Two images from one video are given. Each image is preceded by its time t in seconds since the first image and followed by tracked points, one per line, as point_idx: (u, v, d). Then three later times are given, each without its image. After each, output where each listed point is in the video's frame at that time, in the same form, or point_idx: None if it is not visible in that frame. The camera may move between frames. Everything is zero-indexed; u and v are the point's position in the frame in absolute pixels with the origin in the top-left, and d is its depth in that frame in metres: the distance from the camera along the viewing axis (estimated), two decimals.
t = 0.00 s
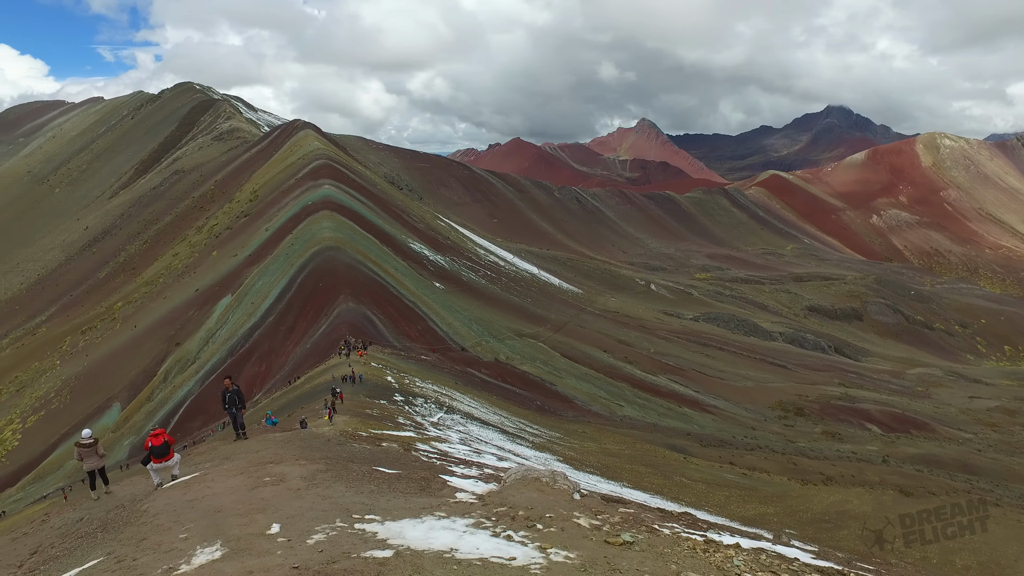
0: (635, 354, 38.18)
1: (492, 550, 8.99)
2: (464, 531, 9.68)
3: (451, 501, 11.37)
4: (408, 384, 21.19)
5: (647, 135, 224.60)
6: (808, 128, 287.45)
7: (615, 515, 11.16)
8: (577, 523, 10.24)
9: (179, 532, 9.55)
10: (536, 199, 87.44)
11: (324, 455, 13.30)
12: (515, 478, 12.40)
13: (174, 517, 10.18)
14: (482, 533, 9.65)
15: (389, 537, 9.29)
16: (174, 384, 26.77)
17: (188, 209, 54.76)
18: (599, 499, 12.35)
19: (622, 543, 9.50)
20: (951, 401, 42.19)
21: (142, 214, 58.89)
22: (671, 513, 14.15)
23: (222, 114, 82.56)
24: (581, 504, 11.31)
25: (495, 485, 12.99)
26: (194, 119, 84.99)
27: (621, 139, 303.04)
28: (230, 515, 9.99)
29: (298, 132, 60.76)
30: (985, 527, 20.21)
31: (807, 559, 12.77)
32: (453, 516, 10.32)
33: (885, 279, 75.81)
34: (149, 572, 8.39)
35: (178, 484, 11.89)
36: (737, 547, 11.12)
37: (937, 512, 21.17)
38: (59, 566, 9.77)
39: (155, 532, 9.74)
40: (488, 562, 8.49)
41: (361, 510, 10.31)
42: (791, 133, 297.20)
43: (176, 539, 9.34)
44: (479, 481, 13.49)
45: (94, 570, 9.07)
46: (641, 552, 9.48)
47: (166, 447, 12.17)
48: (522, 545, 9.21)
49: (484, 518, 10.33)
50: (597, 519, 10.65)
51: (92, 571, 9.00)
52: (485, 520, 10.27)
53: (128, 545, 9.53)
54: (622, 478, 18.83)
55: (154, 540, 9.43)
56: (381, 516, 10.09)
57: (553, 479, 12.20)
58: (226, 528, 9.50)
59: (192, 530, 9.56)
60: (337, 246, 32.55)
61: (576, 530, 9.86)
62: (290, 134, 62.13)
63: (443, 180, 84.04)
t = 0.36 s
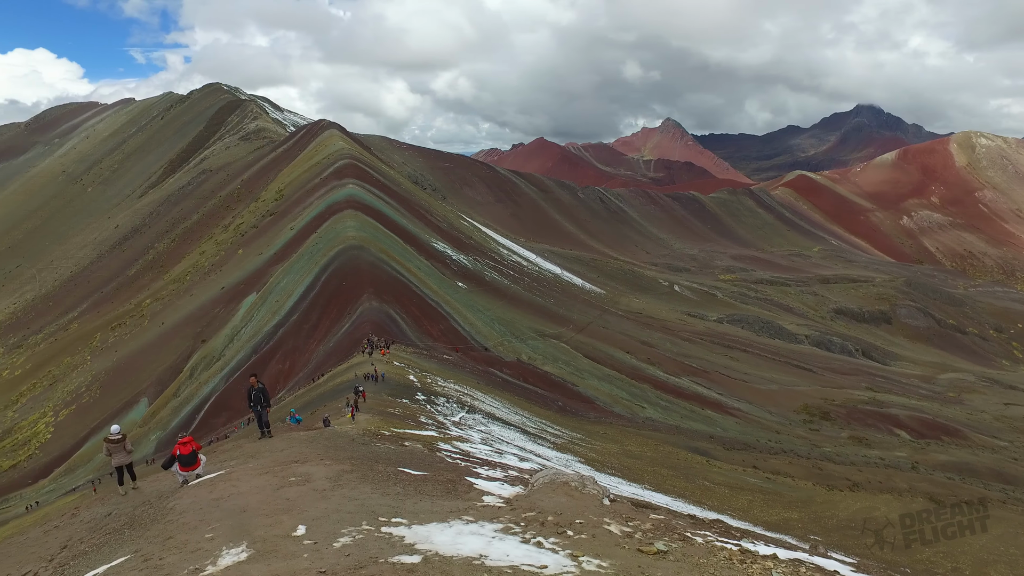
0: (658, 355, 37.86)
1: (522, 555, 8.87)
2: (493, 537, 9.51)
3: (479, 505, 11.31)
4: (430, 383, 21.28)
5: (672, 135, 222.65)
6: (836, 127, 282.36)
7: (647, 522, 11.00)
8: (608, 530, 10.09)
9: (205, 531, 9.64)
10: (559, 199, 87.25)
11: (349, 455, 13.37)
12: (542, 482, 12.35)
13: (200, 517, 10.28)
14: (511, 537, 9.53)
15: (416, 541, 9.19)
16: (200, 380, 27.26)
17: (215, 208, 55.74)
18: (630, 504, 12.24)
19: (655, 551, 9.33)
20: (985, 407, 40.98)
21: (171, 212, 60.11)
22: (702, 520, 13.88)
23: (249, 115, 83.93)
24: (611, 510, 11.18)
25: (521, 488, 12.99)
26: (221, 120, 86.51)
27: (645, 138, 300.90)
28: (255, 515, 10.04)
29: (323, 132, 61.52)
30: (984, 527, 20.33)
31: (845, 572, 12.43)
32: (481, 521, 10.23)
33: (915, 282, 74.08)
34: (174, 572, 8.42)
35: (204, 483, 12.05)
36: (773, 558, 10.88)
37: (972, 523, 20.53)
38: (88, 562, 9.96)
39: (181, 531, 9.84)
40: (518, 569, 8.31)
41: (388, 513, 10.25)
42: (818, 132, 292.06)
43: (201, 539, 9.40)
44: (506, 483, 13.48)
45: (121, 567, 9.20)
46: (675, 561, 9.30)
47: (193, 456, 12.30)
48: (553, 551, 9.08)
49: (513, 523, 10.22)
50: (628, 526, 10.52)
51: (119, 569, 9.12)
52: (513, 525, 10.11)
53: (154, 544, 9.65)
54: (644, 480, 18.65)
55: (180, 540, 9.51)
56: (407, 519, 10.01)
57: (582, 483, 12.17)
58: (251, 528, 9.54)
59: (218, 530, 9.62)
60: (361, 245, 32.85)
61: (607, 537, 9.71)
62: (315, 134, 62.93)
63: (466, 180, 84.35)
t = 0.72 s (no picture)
0: (668, 356, 37.71)
1: (541, 559, 8.80)
2: (510, 541, 9.46)
3: (495, 508, 11.26)
4: (440, 383, 21.30)
5: (683, 135, 221.86)
6: (849, 127, 279.88)
7: (665, 527, 10.94)
8: (627, 535, 10.04)
9: (217, 533, 9.68)
10: (569, 198, 87.12)
11: (361, 455, 13.38)
12: (558, 485, 12.33)
13: (212, 517, 10.33)
14: (527, 542, 9.48)
15: (432, 545, 9.14)
16: (210, 378, 27.46)
17: (226, 207, 56.13)
18: (647, 508, 12.19)
19: (676, 558, 9.25)
20: (1001, 411, 40.40)
21: (183, 211, 60.59)
22: (720, 524, 13.75)
23: (260, 114, 84.51)
24: (629, 514, 11.13)
25: (535, 490, 12.95)
26: (233, 120, 87.18)
27: (656, 138, 300.37)
28: (268, 517, 10.05)
29: (334, 131, 61.88)
30: (984, 527, 20.36)
31: None
32: (497, 525, 10.16)
33: (929, 283, 73.34)
34: (188, 574, 8.45)
35: (216, 482, 12.10)
36: (795, 566, 10.76)
37: (987, 527, 20.27)
38: (100, 562, 10.03)
39: (194, 532, 9.89)
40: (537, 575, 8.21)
41: (402, 515, 10.23)
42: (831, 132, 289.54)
43: (214, 541, 9.42)
44: (518, 485, 13.45)
45: (134, 567, 9.27)
46: (696, 568, 9.21)
47: (206, 456, 12.42)
48: (573, 557, 9.00)
49: (530, 527, 10.14)
50: (646, 530, 10.47)
51: (131, 570, 9.18)
52: (530, 529, 10.06)
53: (167, 544, 9.70)
54: (654, 481, 18.58)
55: (193, 541, 9.56)
56: (422, 523, 9.96)
57: (599, 486, 12.15)
58: (264, 530, 9.55)
59: (230, 532, 9.65)
60: (371, 244, 32.96)
61: (627, 543, 9.64)
62: (326, 134, 63.31)
63: (477, 180, 84.47)
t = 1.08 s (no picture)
0: (675, 356, 37.59)
1: (556, 561, 8.74)
2: (524, 542, 9.41)
3: (507, 509, 11.22)
4: (446, 383, 21.30)
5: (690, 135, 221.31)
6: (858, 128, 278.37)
7: (680, 528, 10.86)
8: (642, 537, 9.97)
9: (225, 532, 9.70)
10: (576, 199, 87.05)
11: (370, 455, 13.37)
12: (571, 485, 12.29)
13: (220, 517, 10.35)
14: (542, 543, 9.41)
15: (444, 547, 9.09)
16: (218, 377, 27.59)
17: (234, 207, 56.40)
18: (661, 509, 12.12)
19: (695, 560, 9.17)
20: (1012, 413, 40.01)
21: (191, 211, 60.96)
22: (734, 526, 13.64)
23: (268, 115, 84.85)
24: (643, 516, 11.06)
25: (546, 491, 12.92)
26: (241, 120, 87.60)
27: (663, 138, 299.75)
28: (276, 516, 10.05)
29: (341, 131, 62.15)
30: (984, 528, 20.36)
31: None
32: (510, 526, 10.10)
33: (938, 283, 72.79)
34: (196, 574, 8.46)
35: (223, 481, 12.13)
36: (813, 569, 10.65)
37: (998, 530, 20.06)
38: (107, 561, 10.06)
39: (201, 532, 9.91)
40: None
41: (412, 516, 10.22)
42: (838, 131, 288.08)
43: (221, 541, 9.43)
44: (529, 485, 13.42)
45: (141, 567, 9.29)
46: (714, 570, 9.13)
47: (215, 455, 12.47)
48: (589, 560, 8.91)
49: (543, 528, 10.08)
50: (662, 532, 10.41)
51: (137, 570, 9.20)
52: (544, 530, 10.00)
53: (174, 544, 9.72)
54: (661, 482, 18.52)
55: (200, 541, 9.58)
56: (433, 524, 9.94)
57: (613, 486, 12.09)
58: (272, 530, 9.55)
59: (238, 532, 9.66)
60: (378, 244, 33.02)
61: (643, 545, 9.57)
62: (333, 134, 63.56)
63: (483, 180, 84.56)
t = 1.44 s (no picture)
0: (688, 357, 37.35)
1: (579, 568, 8.66)
2: (544, 549, 9.28)
3: (525, 513, 11.15)
4: (459, 382, 21.31)
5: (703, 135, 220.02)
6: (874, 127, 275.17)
7: (703, 534, 10.77)
8: (666, 543, 9.86)
9: (237, 534, 9.73)
10: (588, 198, 86.82)
11: (384, 455, 13.39)
12: (589, 489, 12.24)
13: (232, 518, 10.39)
14: (563, 550, 9.31)
15: (463, 553, 9.02)
16: (231, 375, 27.83)
17: (247, 206, 56.85)
18: (682, 515, 12.04)
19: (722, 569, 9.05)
20: None
21: (205, 210, 61.51)
22: (758, 532, 13.48)
23: (281, 114, 85.37)
24: (664, 521, 10.98)
25: (563, 494, 12.88)
26: (255, 120, 88.23)
27: (676, 138, 298.25)
28: (289, 518, 10.06)
29: (355, 130, 62.54)
30: (984, 527, 20.46)
31: None
32: (529, 531, 10.02)
33: (956, 285, 71.77)
34: None
35: (235, 481, 12.21)
36: None
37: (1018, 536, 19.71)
38: (120, 561, 10.15)
39: (213, 533, 9.95)
40: None
41: (428, 520, 10.19)
42: (854, 131, 285.05)
43: (234, 543, 9.46)
44: (546, 488, 13.39)
45: (154, 568, 9.37)
46: None
47: (228, 454, 12.55)
48: (613, 568, 8.80)
49: (563, 534, 9.99)
50: (685, 538, 10.34)
51: (150, 570, 9.28)
52: (564, 536, 9.88)
53: (185, 545, 9.79)
54: (674, 483, 18.37)
55: (212, 542, 9.61)
56: (449, 528, 9.91)
57: (632, 491, 12.04)
58: (286, 532, 9.57)
59: (251, 533, 9.68)
60: (390, 243, 33.10)
61: (667, 553, 9.46)
62: (346, 133, 63.91)
63: (496, 179, 84.63)
